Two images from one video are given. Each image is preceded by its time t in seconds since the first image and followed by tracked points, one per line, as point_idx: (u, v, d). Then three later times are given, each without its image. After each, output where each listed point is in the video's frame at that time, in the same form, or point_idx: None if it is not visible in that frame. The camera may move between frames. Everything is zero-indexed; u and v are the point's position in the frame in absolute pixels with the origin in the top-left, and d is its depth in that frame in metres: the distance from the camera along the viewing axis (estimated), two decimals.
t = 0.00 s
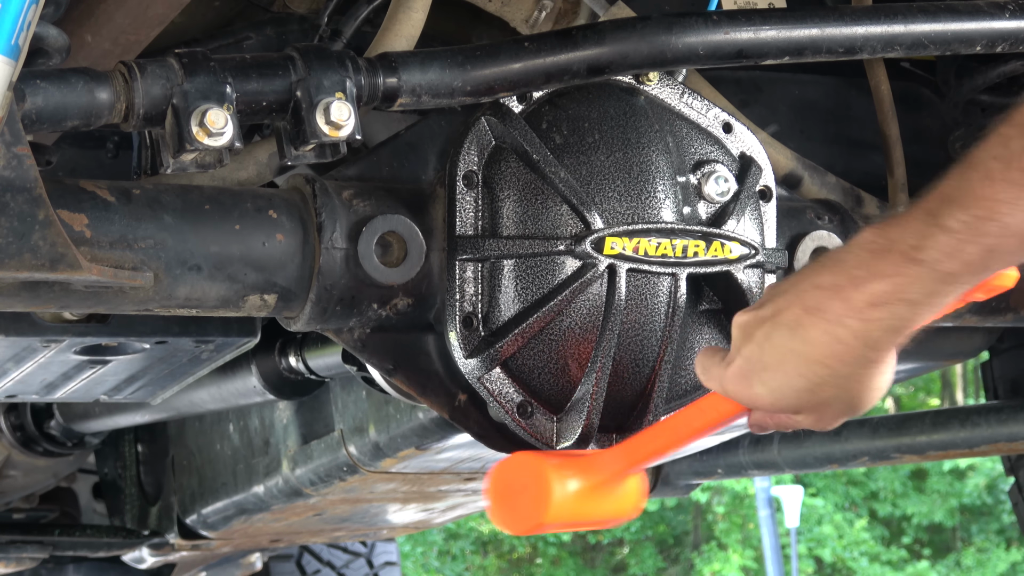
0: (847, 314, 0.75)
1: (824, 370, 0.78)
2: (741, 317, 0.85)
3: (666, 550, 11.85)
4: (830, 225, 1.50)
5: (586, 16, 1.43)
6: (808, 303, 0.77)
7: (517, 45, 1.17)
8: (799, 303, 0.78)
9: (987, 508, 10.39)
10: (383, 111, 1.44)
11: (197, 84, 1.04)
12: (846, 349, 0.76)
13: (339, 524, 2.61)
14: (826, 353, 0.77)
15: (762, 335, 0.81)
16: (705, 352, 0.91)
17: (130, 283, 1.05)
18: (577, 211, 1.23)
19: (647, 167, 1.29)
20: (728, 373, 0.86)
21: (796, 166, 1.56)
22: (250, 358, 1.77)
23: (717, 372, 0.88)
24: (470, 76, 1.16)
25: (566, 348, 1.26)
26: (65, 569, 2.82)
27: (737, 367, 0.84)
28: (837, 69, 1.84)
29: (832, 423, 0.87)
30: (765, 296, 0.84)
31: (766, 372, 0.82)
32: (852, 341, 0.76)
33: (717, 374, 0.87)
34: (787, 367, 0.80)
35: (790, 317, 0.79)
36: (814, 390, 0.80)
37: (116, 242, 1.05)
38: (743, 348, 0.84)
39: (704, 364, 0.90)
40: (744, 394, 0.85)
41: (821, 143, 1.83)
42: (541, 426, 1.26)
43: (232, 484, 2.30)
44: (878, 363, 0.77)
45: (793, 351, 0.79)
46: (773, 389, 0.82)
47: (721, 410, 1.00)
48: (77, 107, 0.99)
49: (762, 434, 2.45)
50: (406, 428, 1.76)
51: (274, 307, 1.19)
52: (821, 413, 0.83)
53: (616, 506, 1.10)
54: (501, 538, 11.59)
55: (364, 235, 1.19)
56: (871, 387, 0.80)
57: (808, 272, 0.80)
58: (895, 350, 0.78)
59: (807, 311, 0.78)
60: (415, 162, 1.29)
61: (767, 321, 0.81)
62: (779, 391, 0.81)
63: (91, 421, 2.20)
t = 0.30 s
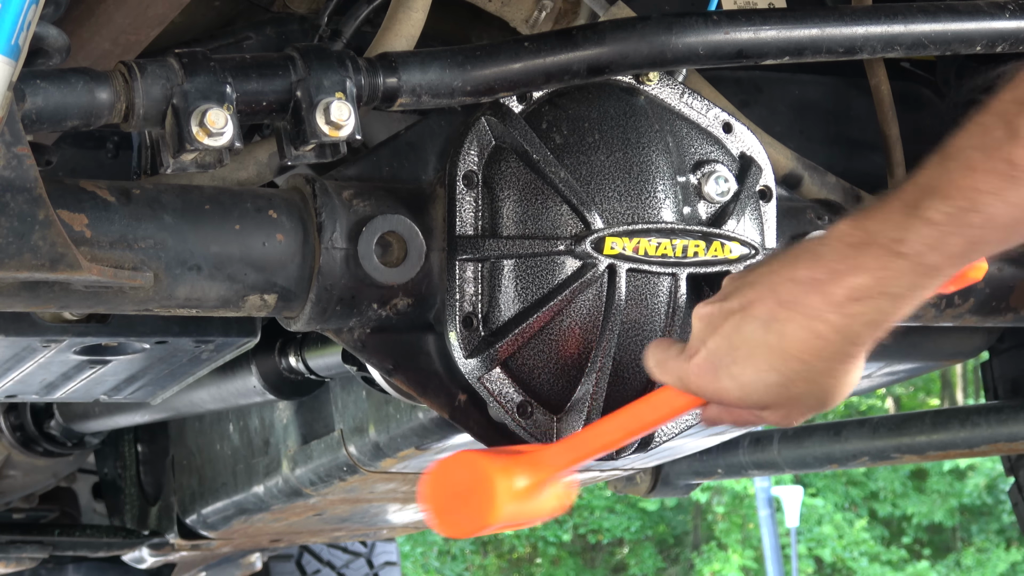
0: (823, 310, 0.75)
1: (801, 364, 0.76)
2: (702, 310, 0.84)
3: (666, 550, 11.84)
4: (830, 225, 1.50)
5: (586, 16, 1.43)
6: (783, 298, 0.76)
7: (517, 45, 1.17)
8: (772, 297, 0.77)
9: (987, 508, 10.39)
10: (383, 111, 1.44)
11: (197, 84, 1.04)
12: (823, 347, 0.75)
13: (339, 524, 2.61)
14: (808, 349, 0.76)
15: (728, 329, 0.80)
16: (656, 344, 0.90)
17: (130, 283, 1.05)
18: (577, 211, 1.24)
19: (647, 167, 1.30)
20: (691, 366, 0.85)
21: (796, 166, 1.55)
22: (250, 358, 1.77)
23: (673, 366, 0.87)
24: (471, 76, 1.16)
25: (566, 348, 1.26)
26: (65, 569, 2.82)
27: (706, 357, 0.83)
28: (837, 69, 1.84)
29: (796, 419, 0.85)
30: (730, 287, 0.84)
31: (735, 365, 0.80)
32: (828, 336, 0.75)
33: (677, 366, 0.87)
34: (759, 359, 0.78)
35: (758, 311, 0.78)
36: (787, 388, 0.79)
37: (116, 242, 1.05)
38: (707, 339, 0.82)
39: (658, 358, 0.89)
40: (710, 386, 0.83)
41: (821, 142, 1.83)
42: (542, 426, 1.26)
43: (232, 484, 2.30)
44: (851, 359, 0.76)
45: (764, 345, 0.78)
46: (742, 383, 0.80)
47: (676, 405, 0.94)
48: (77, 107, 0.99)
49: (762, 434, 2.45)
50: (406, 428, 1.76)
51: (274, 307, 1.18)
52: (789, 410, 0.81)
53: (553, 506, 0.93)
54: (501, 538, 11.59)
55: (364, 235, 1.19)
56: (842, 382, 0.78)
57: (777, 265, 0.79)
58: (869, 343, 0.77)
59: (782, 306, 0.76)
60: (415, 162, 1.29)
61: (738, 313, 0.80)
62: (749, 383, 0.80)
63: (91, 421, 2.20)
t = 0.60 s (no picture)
0: (826, 282, 0.78)
1: (801, 338, 0.81)
2: (702, 285, 0.89)
3: (666, 550, 11.84)
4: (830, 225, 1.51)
5: (586, 16, 1.43)
6: (784, 272, 0.80)
7: (517, 45, 1.17)
8: (773, 273, 0.81)
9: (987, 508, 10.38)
10: (383, 111, 1.44)
11: (197, 84, 1.04)
12: (824, 319, 0.79)
13: (339, 524, 2.61)
14: (807, 321, 0.79)
15: (728, 304, 0.84)
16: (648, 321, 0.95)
17: (130, 283, 1.05)
18: (577, 211, 1.24)
19: (647, 167, 1.30)
20: (694, 340, 0.89)
21: (796, 166, 1.55)
22: (250, 358, 1.77)
23: (669, 342, 0.92)
24: (470, 76, 1.16)
25: (566, 348, 1.26)
26: (65, 569, 2.82)
27: (705, 332, 0.88)
28: (837, 69, 1.84)
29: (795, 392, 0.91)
30: (730, 263, 0.88)
31: (736, 339, 0.85)
32: (831, 309, 0.78)
33: (674, 343, 0.91)
34: (760, 334, 0.83)
35: (765, 286, 0.82)
36: (788, 359, 0.82)
37: (116, 242, 1.05)
38: (707, 314, 0.87)
39: (653, 336, 0.94)
40: (710, 360, 0.88)
41: (820, 142, 1.83)
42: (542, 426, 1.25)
43: (232, 484, 2.30)
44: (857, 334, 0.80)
45: (769, 320, 0.82)
46: (744, 355, 0.85)
47: (672, 381, 1.16)
48: (77, 107, 0.99)
49: (762, 434, 2.45)
50: (406, 428, 1.76)
51: (274, 307, 1.18)
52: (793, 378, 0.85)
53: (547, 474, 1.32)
54: (501, 538, 11.59)
55: (364, 235, 1.19)
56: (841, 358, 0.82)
57: (776, 243, 0.83)
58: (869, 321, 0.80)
59: (783, 280, 0.80)
60: (415, 162, 1.29)
61: (737, 289, 0.84)
62: (749, 356, 0.85)
63: (91, 421, 2.20)
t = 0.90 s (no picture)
0: (841, 299, 0.92)
1: (816, 346, 0.93)
2: (705, 287, 1.00)
3: (666, 550, 11.84)
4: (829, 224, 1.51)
5: (586, 16, 1.43)
6: (807, 287, 0.93)
7: (517, 45, 1.17)
8: (792, 283, 0.94)
9: (987, 508, 10.38)
10: (383, 111, 1.44)
11: (197, 84, 1.04)
12: (837, 329, 0.92)
13: (339, 524, 2.61)
14: (827, 331, 0.92)
15: (740, 307, 0.96)
16: (643, 320, 1.02)
17: (130, 283, 1.05)
18: (577, 211, 1.24)
19: (647, 167, 1.30)
20: (698, 342, 0.98)
21: (796, 166, 1.55)
22: (250, 358, 1.77)
23: (671, 340, 1.00)
24: (470, 76, 1.16)
25: (566, 348, 1.26)
26: (65, 569, 2.81)
27: (710, 334, 0.97)
28: (837, 69, 1.84)
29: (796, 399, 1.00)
30: (738, 270, 1.00)
31: (749, 341, 0.96)
32: (850, 321, 0.92)
33: (675, 343, 0.99)
34: (771, 339, 0.94)
35: (767, 289, 0.95)
36: (799, 363, 0.94)
37: (116, 242, 1.05)
38: (717, 315, 0.98)
39: (651, 334, 1.01)
40: (719, 362, 0.97)
41: (820, 142, 1.83)
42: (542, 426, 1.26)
43: (232, 484, 2.30)
44: (869, 341, 0.93)
45: (780, 329, 0.94)
46: (756, 358, 0.95)
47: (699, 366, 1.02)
48: (77, 107, 0.99)
49: (762, 434, 2.45)
50: (406, 428, 1.76)
51: (274, 307, 1.19)
52: (795, 389, 0.97)
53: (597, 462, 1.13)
54: (501, 538, 11.59)
55: (364, 234, 1.18)
56: (850, 369, 0.94)
57: (790, 253, 0.96)
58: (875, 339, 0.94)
59: (761, 290, 0.96)
60: (415, 162, 1.29)
61: (753, 294, 0.96)
62: (760, 358, 0.95)
63: (91, 421, 2.20)
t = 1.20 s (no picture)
0: (798, 271, 0.62)
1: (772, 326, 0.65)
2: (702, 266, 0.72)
3: (666, 550, 11.84)
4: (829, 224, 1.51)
5: (586, 16, 1.43)
6: (760, 259, 0.64)
7: (517, 45, 1.17)
8: (757, 252, 0.65)
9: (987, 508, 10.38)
10: (383, 111, 1.44)
11: (197, 84, 1.04)
12: (789, 308, 0.64)
13: (339, 524, 2.61)
14: (779, 310, 0.64)
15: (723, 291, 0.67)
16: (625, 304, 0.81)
17: (130, 283, 1.05)
18: (577, 211, 1.24)
19: (647, 167, 1.30)
20: (680, 319, 0.72)
21: (796, 166, 1.55)
22: (250, 358, 1.77)
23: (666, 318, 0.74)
24: (470, 76, 1.16)
25: (567, 348, 1.26)
26: (64, 569, 2.81)
27: (690, 311, 0.71)
28: (837, 69, 1.84)
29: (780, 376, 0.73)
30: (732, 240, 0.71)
31: (716, 320, 0.69)
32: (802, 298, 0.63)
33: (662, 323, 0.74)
34: (738, 321, 0.67)
35: (739, 271, 0.66)
36: (764, 341, 0.67)
37: (116, 242, 1.05)
38: (695, 294, 0.71)
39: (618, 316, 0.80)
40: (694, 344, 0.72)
41: (820, 142, 1.83)
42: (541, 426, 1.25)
43: (232, 484, 2.30)
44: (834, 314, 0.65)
45: (744, 306, 0.66)
46: (725, 338, 0.69)
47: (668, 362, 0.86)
48: (77, 107, 0.99)
49: (762, 434, 2.45)
50: (406, 428, 1.76)
51: (274, 307, 1.19)
52: (771, 365, 0.69)
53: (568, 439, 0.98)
54: (501, 538, 11.59)
55: (364, 235, 1.18)
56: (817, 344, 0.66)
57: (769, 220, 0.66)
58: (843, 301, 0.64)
59: (759, 267, 0.65)
60: (415, 162, 1.29)
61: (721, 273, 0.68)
62: (731, 342, 0.69)
63: (91, 421, 2.20)
